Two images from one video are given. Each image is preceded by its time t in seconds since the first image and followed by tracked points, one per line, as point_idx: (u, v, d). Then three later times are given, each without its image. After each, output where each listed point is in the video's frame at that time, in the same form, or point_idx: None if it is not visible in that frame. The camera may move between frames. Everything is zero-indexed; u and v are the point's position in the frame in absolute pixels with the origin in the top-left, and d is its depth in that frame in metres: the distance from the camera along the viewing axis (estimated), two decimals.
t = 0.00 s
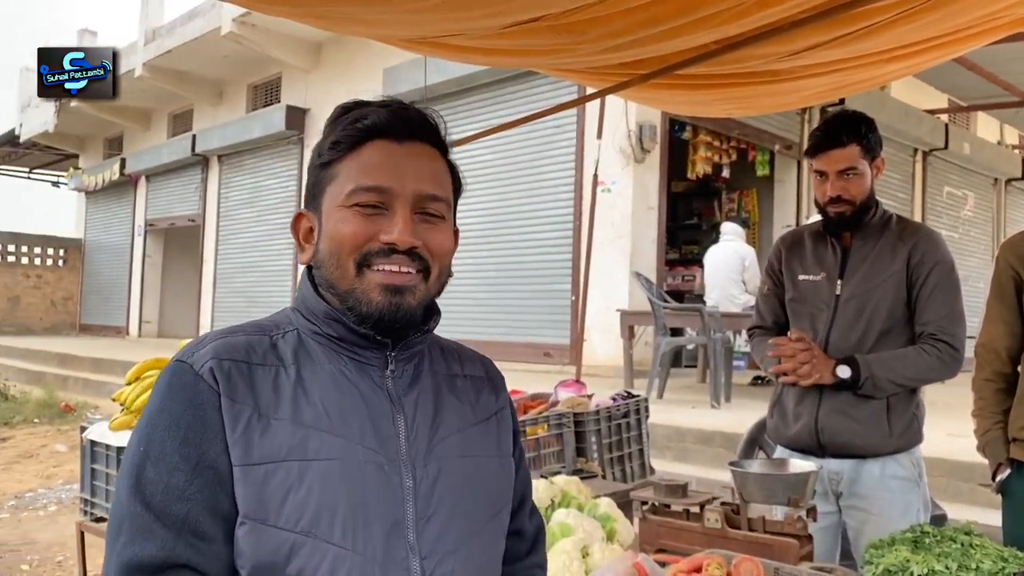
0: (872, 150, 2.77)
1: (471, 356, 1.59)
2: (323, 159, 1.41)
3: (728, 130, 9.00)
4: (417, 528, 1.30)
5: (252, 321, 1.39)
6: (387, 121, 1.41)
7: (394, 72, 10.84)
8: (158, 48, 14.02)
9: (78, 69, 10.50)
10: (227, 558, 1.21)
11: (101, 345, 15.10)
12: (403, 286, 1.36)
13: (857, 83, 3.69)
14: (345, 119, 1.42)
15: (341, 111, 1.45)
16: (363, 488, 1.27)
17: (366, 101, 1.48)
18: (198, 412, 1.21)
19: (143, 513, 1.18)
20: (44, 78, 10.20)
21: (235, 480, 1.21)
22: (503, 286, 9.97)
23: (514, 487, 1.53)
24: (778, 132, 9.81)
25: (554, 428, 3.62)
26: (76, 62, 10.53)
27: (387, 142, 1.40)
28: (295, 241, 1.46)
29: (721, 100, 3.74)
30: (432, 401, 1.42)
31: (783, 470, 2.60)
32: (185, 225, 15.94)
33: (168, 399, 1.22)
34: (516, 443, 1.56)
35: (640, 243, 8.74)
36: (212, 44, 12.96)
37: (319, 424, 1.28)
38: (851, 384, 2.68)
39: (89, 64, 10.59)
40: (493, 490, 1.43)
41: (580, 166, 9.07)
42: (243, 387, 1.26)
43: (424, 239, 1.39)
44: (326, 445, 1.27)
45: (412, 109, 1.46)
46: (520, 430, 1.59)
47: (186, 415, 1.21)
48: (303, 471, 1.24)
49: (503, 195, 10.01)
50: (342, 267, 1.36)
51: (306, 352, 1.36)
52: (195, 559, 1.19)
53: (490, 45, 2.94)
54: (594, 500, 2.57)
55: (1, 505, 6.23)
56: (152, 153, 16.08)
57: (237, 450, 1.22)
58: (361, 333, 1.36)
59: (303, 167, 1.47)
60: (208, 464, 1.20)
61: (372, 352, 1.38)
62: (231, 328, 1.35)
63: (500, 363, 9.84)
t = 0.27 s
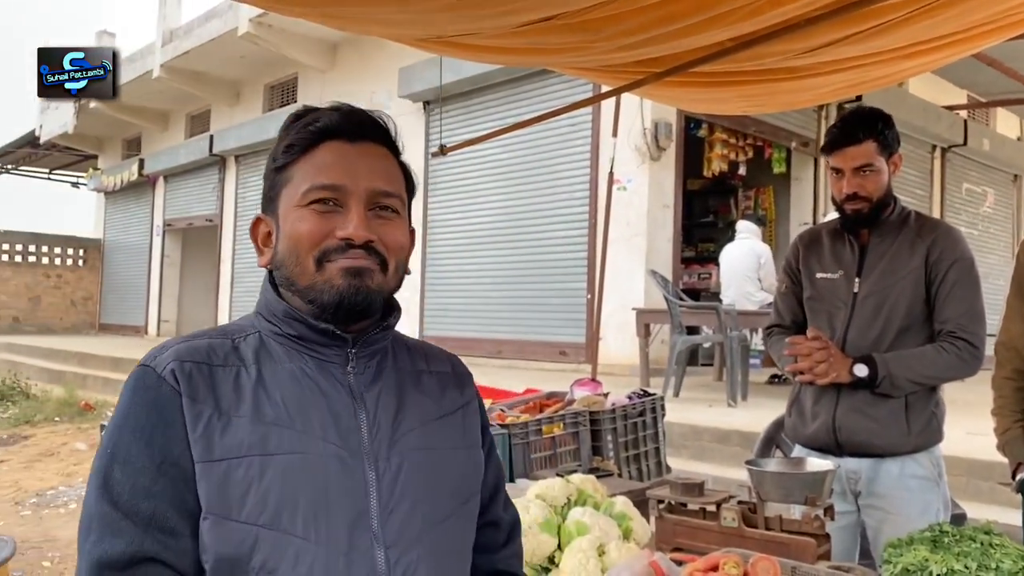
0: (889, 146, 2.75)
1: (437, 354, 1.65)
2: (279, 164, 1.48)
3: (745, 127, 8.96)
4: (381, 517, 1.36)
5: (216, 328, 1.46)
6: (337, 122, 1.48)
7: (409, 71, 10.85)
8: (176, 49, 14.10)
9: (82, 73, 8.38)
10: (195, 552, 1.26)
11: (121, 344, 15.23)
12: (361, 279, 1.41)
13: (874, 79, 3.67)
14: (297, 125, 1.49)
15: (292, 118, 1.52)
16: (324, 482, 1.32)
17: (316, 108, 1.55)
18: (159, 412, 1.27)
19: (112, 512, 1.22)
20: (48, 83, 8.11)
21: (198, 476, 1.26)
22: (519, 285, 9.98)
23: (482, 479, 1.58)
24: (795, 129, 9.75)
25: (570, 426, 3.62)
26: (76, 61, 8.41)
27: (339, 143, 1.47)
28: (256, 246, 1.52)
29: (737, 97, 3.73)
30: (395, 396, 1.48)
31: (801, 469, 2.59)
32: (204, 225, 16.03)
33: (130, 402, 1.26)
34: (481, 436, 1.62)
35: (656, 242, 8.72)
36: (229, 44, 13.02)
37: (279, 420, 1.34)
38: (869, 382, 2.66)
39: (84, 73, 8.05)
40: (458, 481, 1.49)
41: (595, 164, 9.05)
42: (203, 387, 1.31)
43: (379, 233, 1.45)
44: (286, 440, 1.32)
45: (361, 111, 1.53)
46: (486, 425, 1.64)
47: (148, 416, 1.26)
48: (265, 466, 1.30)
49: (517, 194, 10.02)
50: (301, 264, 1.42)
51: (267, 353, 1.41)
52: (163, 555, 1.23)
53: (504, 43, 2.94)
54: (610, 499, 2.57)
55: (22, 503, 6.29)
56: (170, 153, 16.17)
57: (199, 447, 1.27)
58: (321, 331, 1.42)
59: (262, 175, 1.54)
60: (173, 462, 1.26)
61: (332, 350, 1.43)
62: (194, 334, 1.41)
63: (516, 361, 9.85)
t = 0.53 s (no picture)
0: (911, 143, 2.73)
1: (385, 351, 1.62)
2: (221, 159, 1.48)
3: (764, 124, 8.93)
4: (282, 524, 1.35)
5: (147, 330, 1.48)
6: (282, 120, 1.49)
7: (427, 71, 10.87)
8: (196, 50, 14.19)
9: (82, 71, 6.07)
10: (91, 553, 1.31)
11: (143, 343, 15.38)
12: (293, 279, 1.41)
13: (895, 75, 3.64)
14: (243, 121, 1.50)
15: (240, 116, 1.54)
16: (221, 490, 1.33)
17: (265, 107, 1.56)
18: (59, 420, 1.31)
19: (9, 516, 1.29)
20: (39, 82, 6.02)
21: (95, 482, 1.30)
22: (535, 284, 9.99)
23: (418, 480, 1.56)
24: (814, 126, 9.69)
25: (589, 425, 3.62)
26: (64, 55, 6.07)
27: (286, 139, 1.48)
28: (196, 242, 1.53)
29: (757, 94, 3.71)
30: (317, 398, 1.46)
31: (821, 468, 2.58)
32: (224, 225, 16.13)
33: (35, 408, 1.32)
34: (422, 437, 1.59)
35: (675, 240, 8.69)
36: (248, 45, 13.09)
37: (181, 428, 1.35)
38: (892, 381, 2.65)
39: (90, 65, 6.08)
40: (379, 486, 1.47)
41: (613, 162, 9.04)
42: (109, 394, 1.34)
43: (317, 230, 1.44)
44: (187, 448, 1.34)
45: (309, 112, 1.54)
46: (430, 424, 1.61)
47: (52, 423, 1.31)
48: (160, 474, 1.32)
49: (533, 193, 10.04)
50: (235, 258, 1.42)
51: (185, 356, 1.43)
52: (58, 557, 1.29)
53: (525, 42, 2.94)
54: (629, 498, 2.57)
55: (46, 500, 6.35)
56: (191, 154, 16.28)
57: (97, 454, 1.31)
58: (238, 335, 1.42)
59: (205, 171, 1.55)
60: (72, 468, 1.30)
61: (251, 353, 1.42)
62: (118, 338, 1.44)
63: (534, 360, 9.87)
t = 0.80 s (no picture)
0: (934, 140, 2.70)
1: (354, 348, 1.60)
2: (160, 169, 1.50)
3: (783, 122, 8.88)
4: (218, 529, 1.38)
5: (115, 335, 1.56)
6: (220, 126, 1.50)
7: (445, 70, 10.88)
8: (215, 50, 14.26)
9: (81, 73, 6.54)
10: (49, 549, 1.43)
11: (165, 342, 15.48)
12: (251, 286, 1.43)
13: (917, 71, 3.60)
14: (180, 128, 1.50)
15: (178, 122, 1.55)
16: (159, 494, 1.39)
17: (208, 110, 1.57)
18: (17, 429, 1.43)
19: None
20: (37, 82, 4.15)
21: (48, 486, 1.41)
22: (552, 283, 10.00)
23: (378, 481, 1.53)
24: (834, 123, 9.62)
25: (608, 424, 3.61)
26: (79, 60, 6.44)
27: (223, 145, 1.49)
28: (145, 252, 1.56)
29: (777, 92, 3.69)
30: (266, 401, 1.47)
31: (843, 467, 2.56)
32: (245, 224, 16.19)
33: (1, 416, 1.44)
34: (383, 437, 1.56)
35: (693, 238, 8.65)
36: (268, 45, 13.15)
37: (126, 435, 1.42)
38: (915, 380, 2.63)
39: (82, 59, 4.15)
40: (329, 489, 1.46)
41: (630, 161, 9.02)
42: (63, 402, 1.43)
43: (266, 236, 1.45)
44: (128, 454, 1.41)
45: (248, 114, 1.54)
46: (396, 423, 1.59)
47: (14, 432, 1.43)
48: (104, 479, 1.40)
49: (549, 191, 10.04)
50: (189, 271, 1.43)
51: (139, 363, 1.48)
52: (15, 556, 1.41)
53: (543, 41, 2.94)
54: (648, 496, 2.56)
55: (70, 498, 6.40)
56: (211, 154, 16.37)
57: (48, 460, 1.41)
58: (183, 344, 1.46)
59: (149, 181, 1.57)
60: (27, 472, 1.41)
61: (199, 359, 1.45)
62: (84, 344, 1.53)
63: (552, 359, 9.87)
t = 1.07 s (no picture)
0: (956, 137, 2.68)
1: (354, 342, 1.59)
2: (163, 170, 1.48)
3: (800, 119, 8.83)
4: (226, 529, 1.38)
5: (116, 334, 1.55)
6: (225, 126, 1.48)
7: (460, 69, 10.88)
8: (232, 51, 14.33)
9: (81, 71, 3.34)
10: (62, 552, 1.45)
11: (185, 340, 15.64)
12: (259, 287, 1.44)
13: (935, 68, 3.57)
14: (184, 127, 1.49)
15: (178, 121, 1.53)
16: (164, 496, 1.38)
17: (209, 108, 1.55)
18: (26, 433, 1.44)
19: None
20: (46, 86, 3.34)
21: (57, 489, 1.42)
22: (567, 282, 10.00)
23: (381, 476, 1.53)
24: (851, 120, 9.55)
25: (624, 423, 3.61)
26: None
27: (229, 146, 1.48)
28: (142, 251, 1.53)
29: (794, 88, 3.66)
30: (269, 399, 1.46)
31: (862, 466, 2.55)
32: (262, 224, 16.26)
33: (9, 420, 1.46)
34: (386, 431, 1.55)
35: (709, 237, 8.61)
36: (284, 45, 13.20)
37: (130, 436, 1.42)
38: (935, 378, 2.61)
39: (90, 62, 3.31)
40: (334, 486, 1.45)
41: (645, 159, 8.99)
42: (66, 406, 1.43)
43: (277, 237, 1.46)
44: (132, 457, 1.41)
45: (251, 113, 1.53)
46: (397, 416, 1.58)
47: (19, 438, 1.44)
48: (110, 482, 1.40)
49: (564, 190, 10.04)
50: (198, 272, 1.43)
51: (140, 362, 1.47)
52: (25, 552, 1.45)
53: (558, 38, 2.94)
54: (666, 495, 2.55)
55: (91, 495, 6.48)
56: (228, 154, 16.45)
57: (56, 463, 1.42)
58: (187, 345, 1.45)
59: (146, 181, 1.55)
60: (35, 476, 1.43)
61: (201, 359, 1.45)
62: (87, 344, 1.53)
63: (568, 358, 9.85)
